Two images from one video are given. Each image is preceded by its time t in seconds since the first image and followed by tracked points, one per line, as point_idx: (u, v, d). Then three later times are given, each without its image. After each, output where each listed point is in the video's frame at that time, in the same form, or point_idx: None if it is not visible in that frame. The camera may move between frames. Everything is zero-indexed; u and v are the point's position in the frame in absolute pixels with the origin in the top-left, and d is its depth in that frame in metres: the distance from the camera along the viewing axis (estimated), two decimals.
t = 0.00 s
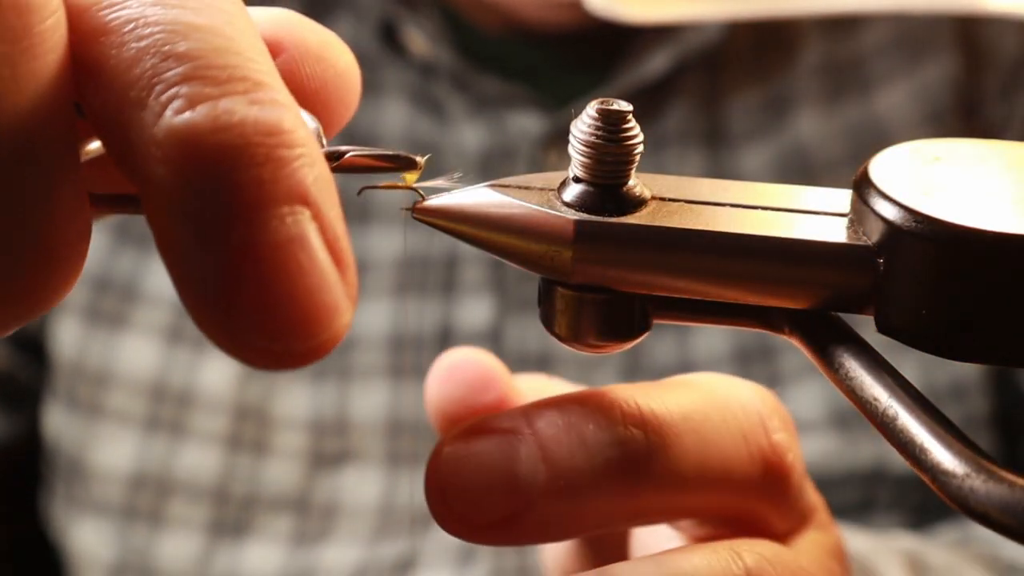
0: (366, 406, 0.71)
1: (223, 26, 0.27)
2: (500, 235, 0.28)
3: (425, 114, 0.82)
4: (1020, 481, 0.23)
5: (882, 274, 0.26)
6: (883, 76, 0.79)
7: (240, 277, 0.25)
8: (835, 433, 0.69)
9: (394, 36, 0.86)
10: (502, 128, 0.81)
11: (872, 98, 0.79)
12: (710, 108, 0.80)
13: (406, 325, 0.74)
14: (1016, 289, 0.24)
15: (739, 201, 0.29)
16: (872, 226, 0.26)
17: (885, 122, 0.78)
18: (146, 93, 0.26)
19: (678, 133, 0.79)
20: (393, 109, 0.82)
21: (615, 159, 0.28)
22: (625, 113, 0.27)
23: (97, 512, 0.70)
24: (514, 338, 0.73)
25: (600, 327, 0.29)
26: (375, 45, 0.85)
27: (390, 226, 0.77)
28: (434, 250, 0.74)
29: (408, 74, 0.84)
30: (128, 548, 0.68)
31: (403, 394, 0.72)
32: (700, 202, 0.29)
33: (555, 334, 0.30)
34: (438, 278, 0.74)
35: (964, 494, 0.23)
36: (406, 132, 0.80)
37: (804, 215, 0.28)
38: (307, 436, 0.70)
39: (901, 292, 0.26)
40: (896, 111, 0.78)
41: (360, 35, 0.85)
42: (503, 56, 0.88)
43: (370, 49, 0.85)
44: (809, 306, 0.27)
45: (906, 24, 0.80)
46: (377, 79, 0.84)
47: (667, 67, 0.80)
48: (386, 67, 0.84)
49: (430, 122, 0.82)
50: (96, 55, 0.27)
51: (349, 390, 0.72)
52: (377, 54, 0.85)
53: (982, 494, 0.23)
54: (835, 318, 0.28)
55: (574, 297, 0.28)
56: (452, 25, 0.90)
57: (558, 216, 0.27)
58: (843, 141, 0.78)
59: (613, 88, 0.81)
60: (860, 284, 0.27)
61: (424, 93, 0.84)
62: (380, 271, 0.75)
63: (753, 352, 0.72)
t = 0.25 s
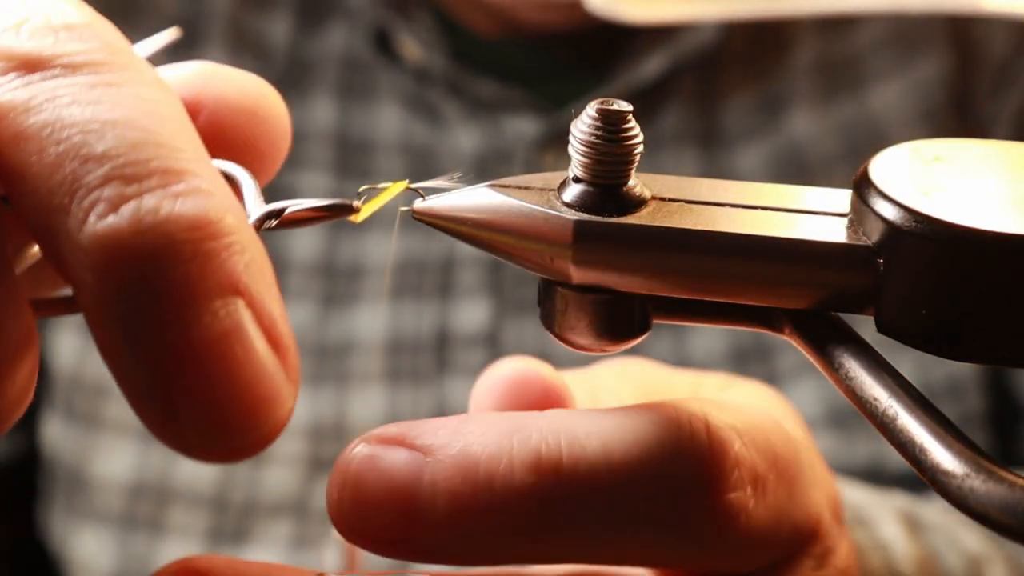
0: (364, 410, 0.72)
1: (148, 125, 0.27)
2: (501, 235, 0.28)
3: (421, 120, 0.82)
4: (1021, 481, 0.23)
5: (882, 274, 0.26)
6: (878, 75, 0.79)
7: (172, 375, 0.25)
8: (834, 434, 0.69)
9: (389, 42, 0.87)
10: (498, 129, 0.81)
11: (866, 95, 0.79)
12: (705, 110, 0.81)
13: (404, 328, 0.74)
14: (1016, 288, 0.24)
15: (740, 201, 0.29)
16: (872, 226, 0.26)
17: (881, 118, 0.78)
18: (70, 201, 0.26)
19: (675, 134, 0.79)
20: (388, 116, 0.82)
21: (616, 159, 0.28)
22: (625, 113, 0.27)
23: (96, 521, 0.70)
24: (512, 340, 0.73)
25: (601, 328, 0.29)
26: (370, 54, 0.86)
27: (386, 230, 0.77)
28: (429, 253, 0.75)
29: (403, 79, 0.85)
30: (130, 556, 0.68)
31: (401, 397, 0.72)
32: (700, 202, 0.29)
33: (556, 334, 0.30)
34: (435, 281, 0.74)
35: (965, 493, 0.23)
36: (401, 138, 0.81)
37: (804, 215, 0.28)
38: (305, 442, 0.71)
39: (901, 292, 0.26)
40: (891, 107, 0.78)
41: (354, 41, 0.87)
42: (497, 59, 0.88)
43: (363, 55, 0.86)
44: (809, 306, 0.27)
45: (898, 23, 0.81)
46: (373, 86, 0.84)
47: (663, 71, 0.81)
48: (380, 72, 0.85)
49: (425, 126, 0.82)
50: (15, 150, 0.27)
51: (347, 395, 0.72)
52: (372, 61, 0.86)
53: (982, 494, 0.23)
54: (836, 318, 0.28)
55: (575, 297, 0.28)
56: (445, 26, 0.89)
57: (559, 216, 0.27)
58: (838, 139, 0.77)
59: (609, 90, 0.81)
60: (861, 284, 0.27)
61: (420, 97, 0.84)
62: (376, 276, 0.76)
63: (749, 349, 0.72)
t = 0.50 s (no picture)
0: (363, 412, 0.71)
1: (170, 311, 0.26)
2: (501, 235, 0.28)
3: (418, 123, 0.82)
4: (1021, 480, 0.23)
5: (882, 274, 0.26)
6: (873, 75, 0.79)
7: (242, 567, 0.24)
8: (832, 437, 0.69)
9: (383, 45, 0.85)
10: (495, 131, 0.81)
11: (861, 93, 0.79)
12: (699, 113, 0.81)
13: (402, 331, 0.74)
14: (1016, 288, 0.25)
15: (740, 201, 0.29)
16: (872, 226, 0.26)
17: (876, 115, 0.77)
18: (109, 401, 0.25)
19: (670, 134, 0.79)
20: (386, 120, 0.82)
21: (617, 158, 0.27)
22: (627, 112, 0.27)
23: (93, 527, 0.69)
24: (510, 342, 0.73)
25: (600, 328, 0.29)
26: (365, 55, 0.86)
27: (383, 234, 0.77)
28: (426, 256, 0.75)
29: (400, 81, 0.85)
30: (131, 563, 0.67)
31: (399, 400, 0.72)
32: (700, 202, 0.29)
33: (556, 334, 0.30)
34: (432, 284, 0.74)
35: (964, 492, 0.23)
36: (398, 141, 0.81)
37: (805, 215, 0.28)
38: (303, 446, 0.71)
39: (901, 291, 0.26)
40: (885, 104, 0.77)
41: (349, 46, 0.86)
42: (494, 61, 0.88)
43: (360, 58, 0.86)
44: (809, 306, 0.27)
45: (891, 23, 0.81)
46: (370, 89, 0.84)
47: (659, 71, 0.80)
48: (376, 75, 0.85)
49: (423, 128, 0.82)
50: (50, 358, 0.26)
51: (345, 398, 0.72)
52: (369, 66, 0.85)
53: (982, 494, 0.23)
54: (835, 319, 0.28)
55: (574, 297, 0.28)
56: (440, 27, 0.89)
57: (558, 215, 0.27)
58: (835, 137, 0.77)
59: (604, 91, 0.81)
60: (860, 284, 0.27)
61: (417, 100, 0.84)
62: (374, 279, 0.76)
63: (745, 348, 0.72)
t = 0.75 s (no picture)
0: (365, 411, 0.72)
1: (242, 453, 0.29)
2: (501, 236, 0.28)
3: (418, 125, 0.83)
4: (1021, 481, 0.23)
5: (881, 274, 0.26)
6: (873, 73, 0.79)
7: None
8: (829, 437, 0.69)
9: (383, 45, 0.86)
10: (494, 130, 0.81)
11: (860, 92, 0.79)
12: (698, 112, 0.81)
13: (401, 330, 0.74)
14: (1015, 287, 0.25)
15: (740, 201, 0.29)
16: (872, 226, 0.26)
17: (875, 113, 0.78)
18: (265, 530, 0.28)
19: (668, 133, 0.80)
20: (385, 121, 0.82)
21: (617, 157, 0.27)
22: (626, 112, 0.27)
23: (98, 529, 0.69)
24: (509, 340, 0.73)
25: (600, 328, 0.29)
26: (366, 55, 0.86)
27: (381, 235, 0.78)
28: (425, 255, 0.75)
29: (400, 81, 0.85)
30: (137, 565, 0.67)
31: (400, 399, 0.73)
32: (700, 202, 0.29)
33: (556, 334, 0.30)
34: (432, 284, 0.75)
35: (963, 493, 0.23)
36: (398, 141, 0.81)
37: (805, 215, 0.28)
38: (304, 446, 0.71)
39: (901, 291, 0.26)
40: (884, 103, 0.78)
41: (348, 47, 0.86)
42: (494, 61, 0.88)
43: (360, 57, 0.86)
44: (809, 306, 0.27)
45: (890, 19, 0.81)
46: (369, 89, 0.84)
47: (659, 71, 0.80)
48: (376, 76, 0.85)
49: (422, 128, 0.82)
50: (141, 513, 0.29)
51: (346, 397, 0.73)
52: (368, 66, 0.85)
53: (982, 494, 0.23)
54: (835, 319, 0.28)
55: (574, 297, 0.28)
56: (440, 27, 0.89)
57: (558, 215, 0.27)
58: (833, 137, 0.77)
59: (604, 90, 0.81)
60: (860, 284, 0.27)
61: (417, 99, 0.84)
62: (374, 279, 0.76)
63: (745, 346, 0.73)
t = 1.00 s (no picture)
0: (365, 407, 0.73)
1: None
2: (501, 236, 0.28)
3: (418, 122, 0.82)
4: (1020, 481, 0.23)
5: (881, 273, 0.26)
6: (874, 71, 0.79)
7: None
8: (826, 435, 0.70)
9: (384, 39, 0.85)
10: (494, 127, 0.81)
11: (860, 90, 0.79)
12: (698, 106, 0.81)
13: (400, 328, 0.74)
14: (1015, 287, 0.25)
15: (740, 202, 0.29)
16: (872, 226, 0.26)
17: (875, 113, 0.78)
18: None
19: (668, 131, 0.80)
20: (385, 115, 0.82)
21: (617, 157, 0.27)
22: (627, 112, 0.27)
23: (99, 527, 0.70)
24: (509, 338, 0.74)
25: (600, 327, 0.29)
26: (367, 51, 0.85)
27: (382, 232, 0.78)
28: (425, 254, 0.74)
29: (400, 77, 0.84)
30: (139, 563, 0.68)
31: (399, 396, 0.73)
32: (700, 202, 0.29)
33: (556, 334, 0.30)
34: (431, 280, 0.74)
35: (963, 493, 0.23)
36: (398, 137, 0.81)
37: (805, 215, 0.28)
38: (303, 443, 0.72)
39: (900, 291, 0.26)
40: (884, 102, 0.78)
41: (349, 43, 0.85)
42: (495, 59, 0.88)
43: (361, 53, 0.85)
44: (809, 306, 0.27)
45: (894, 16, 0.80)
46: (369, 83, 0.84)
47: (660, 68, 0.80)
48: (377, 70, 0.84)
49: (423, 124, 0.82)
50: None
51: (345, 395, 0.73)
52: (369, 61, 0.84)
53: (982, 493, 0.23)
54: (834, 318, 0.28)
55: (574, 296, 0.28)
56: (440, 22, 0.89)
57: (558, 215, 0.27)
58: (832, 135, 0.78)
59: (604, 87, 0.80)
60: (860, 284, 0.27)
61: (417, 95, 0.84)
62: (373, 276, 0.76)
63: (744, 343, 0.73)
